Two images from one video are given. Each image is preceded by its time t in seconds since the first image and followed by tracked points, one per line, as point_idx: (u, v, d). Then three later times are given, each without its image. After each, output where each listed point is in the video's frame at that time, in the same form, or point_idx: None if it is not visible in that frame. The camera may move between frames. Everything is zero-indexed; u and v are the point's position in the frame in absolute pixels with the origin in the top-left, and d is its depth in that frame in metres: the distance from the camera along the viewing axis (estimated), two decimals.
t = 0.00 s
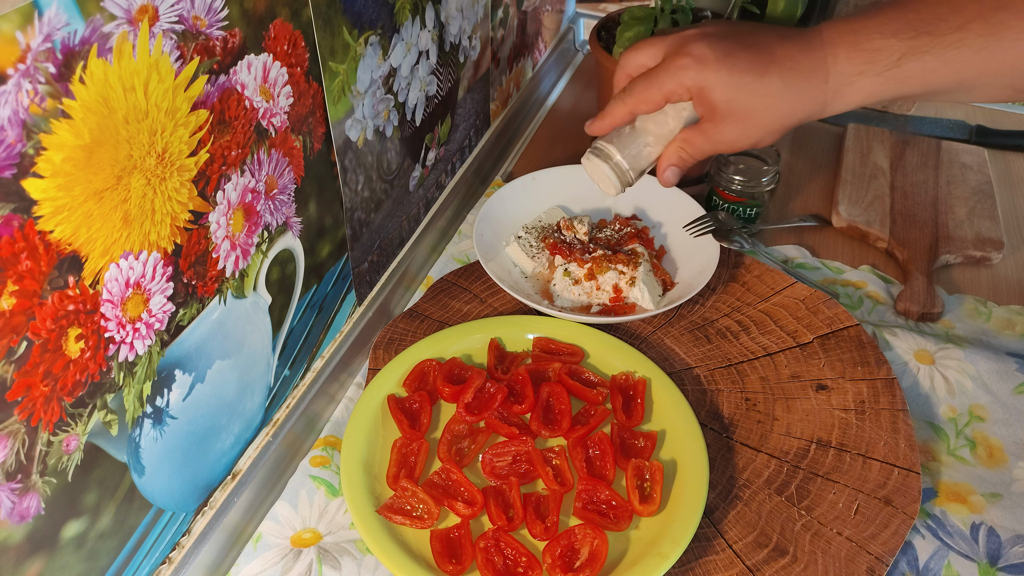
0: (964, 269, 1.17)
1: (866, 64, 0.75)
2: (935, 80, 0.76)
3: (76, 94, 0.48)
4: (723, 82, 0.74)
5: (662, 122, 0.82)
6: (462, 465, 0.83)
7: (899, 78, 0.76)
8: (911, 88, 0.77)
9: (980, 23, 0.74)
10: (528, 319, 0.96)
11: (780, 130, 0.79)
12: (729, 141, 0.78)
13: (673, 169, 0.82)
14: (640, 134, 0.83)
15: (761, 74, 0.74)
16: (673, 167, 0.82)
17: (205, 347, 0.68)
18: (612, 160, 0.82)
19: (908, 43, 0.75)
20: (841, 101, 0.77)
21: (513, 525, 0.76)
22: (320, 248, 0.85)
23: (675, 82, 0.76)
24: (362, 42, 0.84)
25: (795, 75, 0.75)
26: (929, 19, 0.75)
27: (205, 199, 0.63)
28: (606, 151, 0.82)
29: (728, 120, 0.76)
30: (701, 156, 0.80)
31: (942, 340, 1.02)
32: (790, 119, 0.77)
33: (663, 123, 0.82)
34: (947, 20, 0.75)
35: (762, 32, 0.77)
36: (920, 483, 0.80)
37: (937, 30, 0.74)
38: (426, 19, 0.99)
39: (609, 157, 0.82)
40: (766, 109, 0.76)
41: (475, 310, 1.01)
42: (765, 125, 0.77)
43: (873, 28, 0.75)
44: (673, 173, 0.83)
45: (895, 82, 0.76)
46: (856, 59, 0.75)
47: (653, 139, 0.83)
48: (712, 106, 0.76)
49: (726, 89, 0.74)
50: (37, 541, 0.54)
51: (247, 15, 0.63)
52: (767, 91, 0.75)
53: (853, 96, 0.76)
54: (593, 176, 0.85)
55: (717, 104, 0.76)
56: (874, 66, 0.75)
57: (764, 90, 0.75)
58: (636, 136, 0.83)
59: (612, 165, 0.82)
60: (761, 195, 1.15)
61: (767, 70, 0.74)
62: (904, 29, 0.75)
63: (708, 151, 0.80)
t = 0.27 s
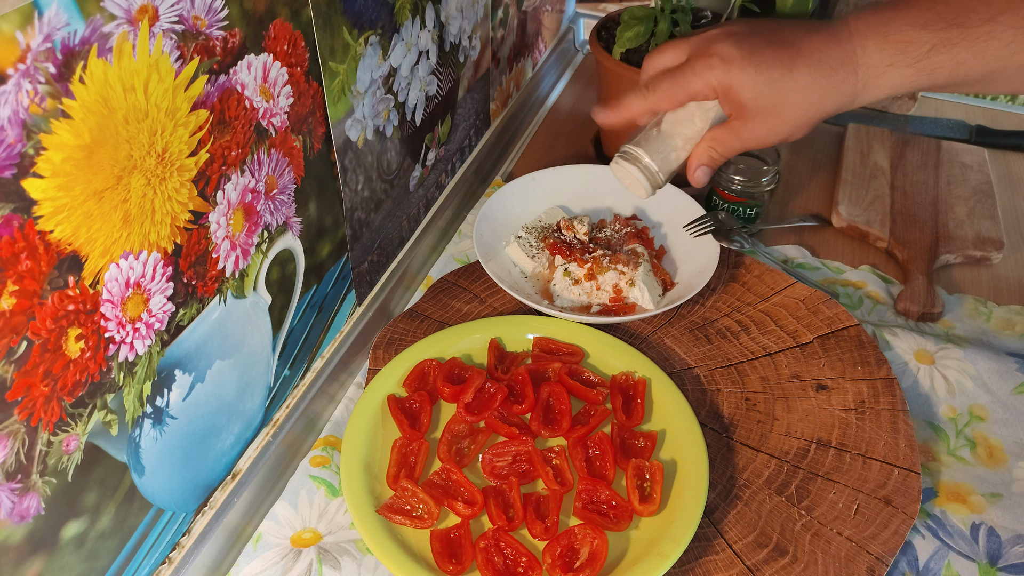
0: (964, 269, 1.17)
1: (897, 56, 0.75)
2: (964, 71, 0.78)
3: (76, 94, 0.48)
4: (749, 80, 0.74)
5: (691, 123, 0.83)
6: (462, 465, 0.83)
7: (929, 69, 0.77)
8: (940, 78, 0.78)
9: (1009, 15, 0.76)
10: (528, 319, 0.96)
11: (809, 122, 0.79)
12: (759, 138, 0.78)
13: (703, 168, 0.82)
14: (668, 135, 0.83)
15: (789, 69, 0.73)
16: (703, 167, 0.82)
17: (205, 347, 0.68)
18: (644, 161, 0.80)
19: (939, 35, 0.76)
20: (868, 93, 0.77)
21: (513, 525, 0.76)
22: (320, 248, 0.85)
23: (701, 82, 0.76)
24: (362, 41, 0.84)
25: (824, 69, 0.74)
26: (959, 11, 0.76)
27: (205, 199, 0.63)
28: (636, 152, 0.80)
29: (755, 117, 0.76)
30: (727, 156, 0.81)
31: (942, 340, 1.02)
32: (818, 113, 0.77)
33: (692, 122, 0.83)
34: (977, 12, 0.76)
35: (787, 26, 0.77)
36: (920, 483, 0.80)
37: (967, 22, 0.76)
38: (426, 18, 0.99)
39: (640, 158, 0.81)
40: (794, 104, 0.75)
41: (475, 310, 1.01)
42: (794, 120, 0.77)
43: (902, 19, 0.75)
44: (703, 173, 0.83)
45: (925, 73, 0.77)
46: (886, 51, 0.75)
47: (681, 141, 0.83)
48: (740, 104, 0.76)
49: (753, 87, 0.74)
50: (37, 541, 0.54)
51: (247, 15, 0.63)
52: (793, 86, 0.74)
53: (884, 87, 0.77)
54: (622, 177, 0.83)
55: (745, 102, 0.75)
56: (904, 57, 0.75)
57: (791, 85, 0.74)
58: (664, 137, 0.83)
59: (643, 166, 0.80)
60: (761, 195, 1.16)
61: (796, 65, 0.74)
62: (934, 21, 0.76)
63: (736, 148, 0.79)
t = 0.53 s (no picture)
0: (964, 269, 1.17)
1: (898, 51, 0.77)
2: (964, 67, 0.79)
3: (76, 94, 0.48)
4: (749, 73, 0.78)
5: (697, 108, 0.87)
6: (462, 465, 0.83)
7: (929, 65, 0.79)
8: (941, 73, 0.80)
9: (1012, 11, 0.77)
10: (528, 319, 0.96)
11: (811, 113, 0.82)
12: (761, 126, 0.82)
13: (707, 151, 0.87)
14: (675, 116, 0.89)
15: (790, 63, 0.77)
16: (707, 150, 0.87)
17: (205, 346, 0.68)
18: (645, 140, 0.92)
19: (940, 31, 0.77)
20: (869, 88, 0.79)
21: (513, 525, 0.76)
22: (320, 248, 0.85)
23: (702, 72, 0.81)
24: (362, 41, 0.84)
25: (823, 62, 0.77)
26: (961, 7, 0.78)
27: (205, 199, 0.63)
28: (640, 133, 0.92)
29: (755, 108, 0.81)
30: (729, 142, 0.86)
31: (942, 340, 1.02)
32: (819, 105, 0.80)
33: (697, 108, 0.87)
34: (979, 8, 0.77)
35: (791, 18, 0.80)
36: (920, 483, 0.80)
37: (969, 18, 0.77)
38: (426, 18, 0.99)
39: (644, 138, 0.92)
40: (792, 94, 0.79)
41: (475, 310, 1.01)
42: (794, 111, 0.81)
43: (905, 15, 0.77)
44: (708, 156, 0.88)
45: (924, 69, 0.79)
46: (886, 47, 0.77)
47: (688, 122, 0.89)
48: (739, 95, 0.81)
49: (750, 78, 0.78)
50: (37, 541, 0.54)
51: (247, 15, 0.63)
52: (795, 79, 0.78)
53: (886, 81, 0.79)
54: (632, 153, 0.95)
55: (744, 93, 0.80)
56: (904, 54, 0.77)
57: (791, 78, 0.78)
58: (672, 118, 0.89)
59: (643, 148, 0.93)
60: (761, 195, 1.15)
61: (795, 58, 0.77)
62: (935, 17, 0.77)
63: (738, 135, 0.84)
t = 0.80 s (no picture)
0: (964, 269, 1.17)
1: (867, 47, 0.76)
2: (934, 63, 0.77)
3: (76, 94, 0.48)
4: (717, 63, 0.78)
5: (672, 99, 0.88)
6: (462, 465, 0.83)
7: (897, 61, 0.77)
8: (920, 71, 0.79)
9: (981, 8, 0.75)
10: (528, 319, 0.96)
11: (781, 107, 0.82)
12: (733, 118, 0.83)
13: (679, 142, 0.88)
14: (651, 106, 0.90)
15: (767, 57, 0.76)
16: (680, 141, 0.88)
17: (205, 347, 0.68)
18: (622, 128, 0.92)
19: (909, 27, 0.76)
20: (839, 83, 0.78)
21: (513, 525, 0.76)
22: (320, 248, 0.85)
23: (676, 59, 0.80)
24: (362, 41, 0.84)
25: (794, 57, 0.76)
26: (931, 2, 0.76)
27: (205, 199, 0.63)
28: (618, 118, 0.91)
29: (727, 100, 0.81)
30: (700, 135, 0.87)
31: (942, 340, 1.02)
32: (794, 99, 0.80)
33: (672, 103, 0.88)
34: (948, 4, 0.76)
35: (769, 12, 0.80)
36: (920, 483, 0.80)
37: (937, 14, 0.76)
38: (426, 18, 0.99)
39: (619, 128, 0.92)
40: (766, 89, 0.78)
41: (475, 310, 1.01)
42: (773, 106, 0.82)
43: (876, 11, 0.76)
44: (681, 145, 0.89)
45: (893, 64, 0.77)
46: (856, 42, 0.76)
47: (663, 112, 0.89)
48: (711, 86, 0.80)
49: (722, 69, 0.78)
50: (37, 541, 0.54)
51: (247, 15, 0.63)
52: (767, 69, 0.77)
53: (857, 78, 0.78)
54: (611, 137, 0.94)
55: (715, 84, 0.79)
56: (873, 49, 0.76)
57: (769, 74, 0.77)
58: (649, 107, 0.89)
59: (620, 135, 0.92)
60: (761, 195, 1.16)
61: (766, 49, 0.76)
62: (905, 13, 0.76)
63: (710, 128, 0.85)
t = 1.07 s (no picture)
0: (964, 269, 1.17)
1: (810, 56, 0.81)
2: (879, 71, 0.81)
3: (76, 94, 0.48)
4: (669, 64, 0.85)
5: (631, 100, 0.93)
6: (462, 465, 0.83)
7: (841, 70, 0.82)
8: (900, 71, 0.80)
9: (923, 15, 0.78)
10: (528, 319, 0.96)
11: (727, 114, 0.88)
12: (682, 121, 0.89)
13: (633, 141, 0.94)
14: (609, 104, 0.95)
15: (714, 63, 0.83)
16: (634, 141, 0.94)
17: (205, 347, 0.68)
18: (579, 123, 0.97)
19: (851, 36, 0.80)
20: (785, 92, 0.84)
21: (513, 525, 0.76)
22: (320, 248, 0.85)
23: (631, 60, 0.89)
24: (362, 42, 0.84)
25: (741, 64, 0.83)
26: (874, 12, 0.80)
27: (205, 199, 0.63)
28: (576, 114, 0.96)
29: (678, 103, 0.87)
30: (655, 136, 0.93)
31: (942, 340, 1.02)
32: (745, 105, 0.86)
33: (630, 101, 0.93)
34: (891, 13, 0.79)
35: (722, 23, 0.87)
36: (920, 483, 0.80)
37: (880, 24, 0.79)
38: (426, 18, 0.99)
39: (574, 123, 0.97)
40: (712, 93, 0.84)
41: (475, 310, 1.01)
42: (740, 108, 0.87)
43: (820, 23, 0.81)
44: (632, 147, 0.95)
45: (838, 74, 0.82)
46: (799, 52, 0.81)
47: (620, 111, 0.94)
48: (663, 87, 0.87)
49: (671, 71, 0.85)
50: (37, 541, 0.54)
51: (247, 15, 0.63)
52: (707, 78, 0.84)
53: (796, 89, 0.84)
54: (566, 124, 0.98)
55: (667, 85, 0.86)
56: (816, 58, 0.81)
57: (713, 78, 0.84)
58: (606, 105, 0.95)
59: (576, 128, 0.97)
60: (761, 195, 1.15)
61: (715, 56, 0.83)
62: (849, 22, 0.80)
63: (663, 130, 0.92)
